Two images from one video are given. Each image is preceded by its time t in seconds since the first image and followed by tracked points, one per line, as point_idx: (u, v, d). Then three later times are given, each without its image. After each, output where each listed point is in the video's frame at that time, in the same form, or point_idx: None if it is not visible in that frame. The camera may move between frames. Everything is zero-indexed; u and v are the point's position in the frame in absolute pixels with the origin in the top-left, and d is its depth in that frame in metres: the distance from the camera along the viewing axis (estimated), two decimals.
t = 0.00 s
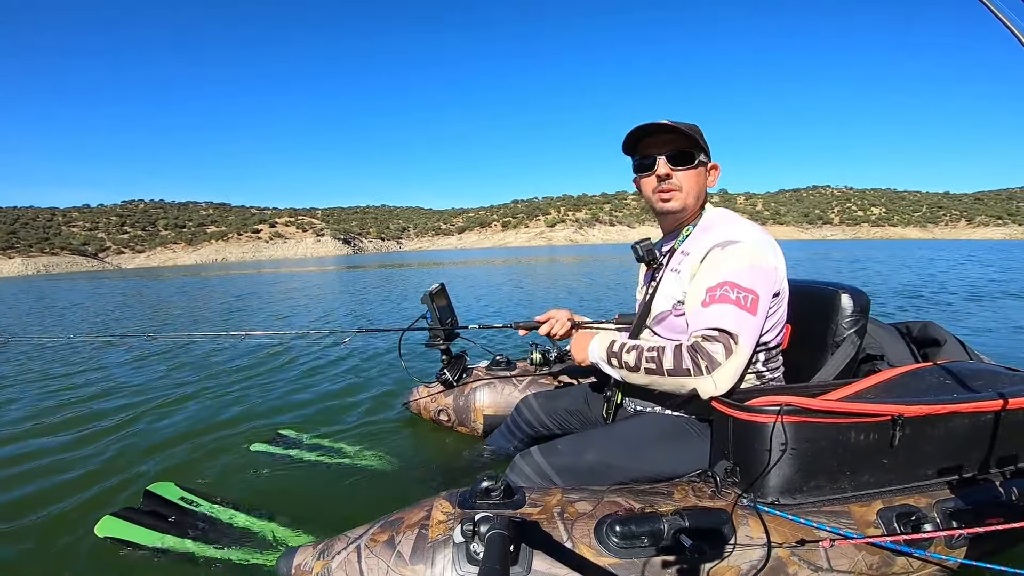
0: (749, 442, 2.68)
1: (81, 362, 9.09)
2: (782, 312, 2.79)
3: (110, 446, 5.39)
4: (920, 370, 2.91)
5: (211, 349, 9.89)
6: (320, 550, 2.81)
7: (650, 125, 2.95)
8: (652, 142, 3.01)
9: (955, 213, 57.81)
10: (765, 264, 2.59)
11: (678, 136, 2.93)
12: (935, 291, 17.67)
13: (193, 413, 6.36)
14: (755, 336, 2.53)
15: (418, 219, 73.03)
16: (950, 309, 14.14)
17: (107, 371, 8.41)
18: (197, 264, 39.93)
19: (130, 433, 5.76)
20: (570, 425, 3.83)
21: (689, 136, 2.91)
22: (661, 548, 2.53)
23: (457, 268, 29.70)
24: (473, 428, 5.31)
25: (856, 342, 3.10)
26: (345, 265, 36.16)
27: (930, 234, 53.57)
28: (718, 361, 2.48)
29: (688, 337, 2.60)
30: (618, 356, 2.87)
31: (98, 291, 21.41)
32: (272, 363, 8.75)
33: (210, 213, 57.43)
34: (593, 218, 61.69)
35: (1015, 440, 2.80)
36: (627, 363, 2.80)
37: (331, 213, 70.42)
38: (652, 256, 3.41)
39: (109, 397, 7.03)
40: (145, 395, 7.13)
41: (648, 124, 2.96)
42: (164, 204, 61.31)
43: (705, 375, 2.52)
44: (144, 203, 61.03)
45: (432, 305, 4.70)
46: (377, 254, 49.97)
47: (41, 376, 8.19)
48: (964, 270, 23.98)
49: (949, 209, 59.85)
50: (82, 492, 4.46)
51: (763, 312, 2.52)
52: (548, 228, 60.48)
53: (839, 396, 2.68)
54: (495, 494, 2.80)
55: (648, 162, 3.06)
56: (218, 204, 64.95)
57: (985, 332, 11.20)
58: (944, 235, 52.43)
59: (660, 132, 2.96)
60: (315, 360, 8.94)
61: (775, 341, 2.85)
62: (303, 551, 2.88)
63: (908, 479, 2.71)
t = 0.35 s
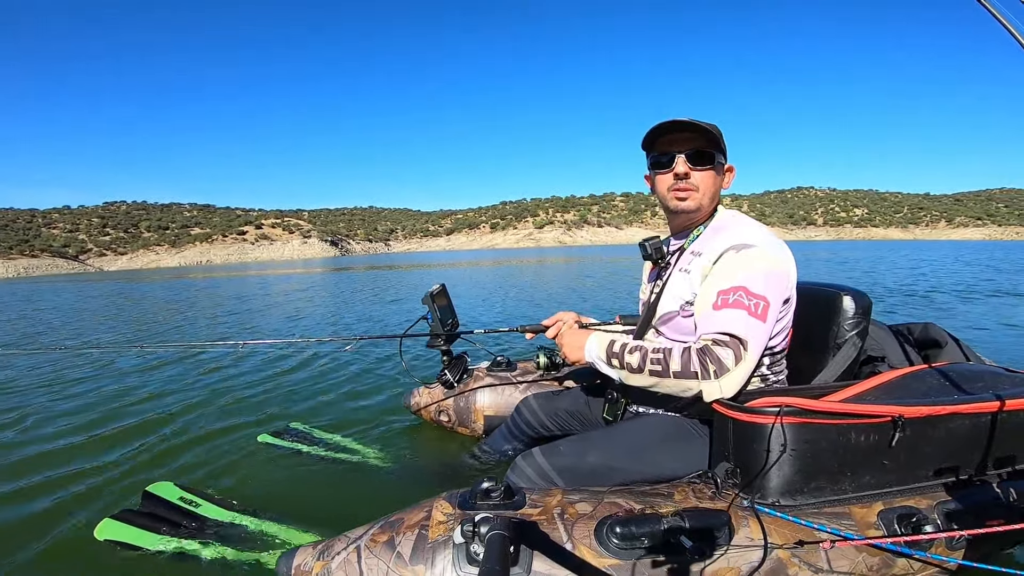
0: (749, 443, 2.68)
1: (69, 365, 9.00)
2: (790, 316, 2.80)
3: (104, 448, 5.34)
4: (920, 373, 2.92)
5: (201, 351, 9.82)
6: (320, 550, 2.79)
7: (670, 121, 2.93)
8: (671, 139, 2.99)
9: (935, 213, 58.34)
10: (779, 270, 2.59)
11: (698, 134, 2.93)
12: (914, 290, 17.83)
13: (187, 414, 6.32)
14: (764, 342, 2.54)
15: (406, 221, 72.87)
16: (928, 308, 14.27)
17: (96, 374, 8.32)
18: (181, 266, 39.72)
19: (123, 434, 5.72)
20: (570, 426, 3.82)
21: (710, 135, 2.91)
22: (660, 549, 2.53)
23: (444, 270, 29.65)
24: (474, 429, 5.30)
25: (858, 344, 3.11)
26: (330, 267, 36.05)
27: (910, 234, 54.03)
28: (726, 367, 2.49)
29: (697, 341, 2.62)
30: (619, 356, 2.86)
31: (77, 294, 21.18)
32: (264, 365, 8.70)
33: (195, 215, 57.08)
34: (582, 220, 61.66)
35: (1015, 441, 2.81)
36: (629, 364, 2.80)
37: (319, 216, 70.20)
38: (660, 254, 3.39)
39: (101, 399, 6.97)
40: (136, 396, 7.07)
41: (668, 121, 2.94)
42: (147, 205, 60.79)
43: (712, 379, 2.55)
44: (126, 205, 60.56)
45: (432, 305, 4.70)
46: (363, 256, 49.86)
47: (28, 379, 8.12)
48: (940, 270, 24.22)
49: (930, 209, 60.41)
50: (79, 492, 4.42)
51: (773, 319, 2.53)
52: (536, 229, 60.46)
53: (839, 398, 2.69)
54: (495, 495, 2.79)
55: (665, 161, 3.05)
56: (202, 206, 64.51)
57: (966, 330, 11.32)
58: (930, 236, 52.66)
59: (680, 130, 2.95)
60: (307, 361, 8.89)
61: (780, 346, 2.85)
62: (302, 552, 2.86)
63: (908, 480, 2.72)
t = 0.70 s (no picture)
0: (745, 442, 2.69)
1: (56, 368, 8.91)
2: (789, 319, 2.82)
3: (95, 449, 5.30)
4: (914, 372, 2.94)
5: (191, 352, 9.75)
6: (316, 549, 2.79)
7: (672, 124, 2.92)
8: (673, 141, 3.00)
9: (918, 214, 58.85)
10: (780, 274, 2.60)
11: (700, 137, 2.93)
12: (896, 289, 17.99)
13: (179, 415, 6.28)
14: (762, 345, 2.55)
15: (396, 224, 72.81)
16: (910, 307, 14.40)
17: (85, 377, 8.26)
18: (166, 270, 39.54)
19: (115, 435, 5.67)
20: (567, 425, 3.83)
21: (712, 138, 2.91)
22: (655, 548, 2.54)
23: (431, 273, 29.65)
24: (471, 427, 5.29)
25: (855, 344, 3.13)
26: (317, 270, 35.97)
27: (893, 236, 54.51)
28: (722, 368, 2.51)
29: (695, 341, 2.63)
30: (615, 357, 2.87)
31: (58, 298, 21.04)
32: (255, 366, 8.65)
33: (182, 218, 56.76)
34: (571, 222, 61.86)
35: (1007, 440, 2.84)
36: (626, 365, 2.81)
37: (308, 218, 69.95)
38: (661, 254, 3.42)
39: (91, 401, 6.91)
40: (127, 398, 7.02)
41: (670, 123, 2.93)
42: (133, 208, 60.34)
43: (708, 380, 2.56)
44: (111, 208, 60.15)
45: (429, 303, 4.70)
46: (351, 259, 49.80)
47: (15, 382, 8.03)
48: (919, 269, 24.46)
49: (915, 210, 60.89)
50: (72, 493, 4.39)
51: (772, 322, 2.54)
52: (526, 232, 60.49)
53: (834, 397, 2.70)
54: (491, 493, 2.79)
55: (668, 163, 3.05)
56: (189, 208, 64.05)
57: (949, 329, 11.44)
58: (912, 238, 53.21)
59: (682, 133, 2.95)
60: (300, 362, 8.86)
61: (779, 348, 2.87)
62: (298, 550, 2.85)
63: (902, 479, 2.74)
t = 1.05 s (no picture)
0: (740, 442, 2.70)
1: (43, 372, 8.80)
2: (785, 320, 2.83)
3: (86, 453, 5.23)
4: (907, 371, 2.97)
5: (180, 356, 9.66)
6: (313, 550, 2.77)
7: (665, 127, 2.92)
8: (667, 144, 3.00)
9: (902, 215, 59.50)
10: (774, 274, 2.61)
11: (693, 140, 2.94)
12: (881, 288, 18.17)
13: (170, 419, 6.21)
14: (757, 345, 2.56)
15: (385, 226, 72.60)
16: (894, 306, 14.55)
17: (72, 380, 8.17)
18: (151, 273, 39.15)
19: (107, 438, 5.61)
20: (564, 426, 3.83)
21: (705, 140, 2.92)
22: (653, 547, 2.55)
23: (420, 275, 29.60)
24: (467, 428, 5.27)
25: (849, 343, 3.15)
26: (304, 272, 35.79)
27: (878, 237, 55.13)
28: (717, 369, 2.52)
29: (690, 342, 2.64)
30: (611, 357, 2.88)
31: (40, 302, 20.79)
32: (247, 368, 8.59)
33: (167, 220, 56.21)
34: (561, 224, 61.98)
35: (1000, 439, 2.87)
36: (622, 365, 2.82)
37: (296, 220, 69.58)
38: (658, 255, 3.39)
39: (80, 406, 6.83)
40: (118, 402, 6.95)
41: (663, 127, 2.92)
42: (117, 210, 59.68)
43: (703, 381, 2.57)
44: (95, 210, 59.46)
45: (425, 304, 4.69)
46: (340, 261, 49.62)
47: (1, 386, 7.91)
48: (902, 269, 24.74)
49: (897, 211, 61.49)
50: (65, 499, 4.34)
51: (766, 322, 2.56)
52: (516, 233, 60.52)
53: (828, 396, 2.71)
54: (488, 494, 2.78)
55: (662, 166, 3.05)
56: (173, 210, 63.37)
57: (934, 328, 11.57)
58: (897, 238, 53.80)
59: (676, 136, 2.95)
60: (292, 364, 8.80)
61: (775, 348, 2.89)
62: (295, 552, 2.83)
63: (896, 477, 2.76)
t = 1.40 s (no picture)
0: (737, 443, 2.70)
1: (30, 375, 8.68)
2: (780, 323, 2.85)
3: (76, 458, 5.16)
4: (902, 373, 2.98)
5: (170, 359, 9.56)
6: (310, 554, 2.74)
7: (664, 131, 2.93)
8: (663, 147, 3.01)
9: (889, 215, 60.10)
10: (773, 277, 2.62)
11: (692, 145, 2.95)
12: (867, 289, 18.35)
13: (161, 423, 6.14)
14: (753, 348, 2.56)
15: (376, 227, 72.37)
16: (881, 307, 14.70)
17: (60, 384, 8.06)
18: (137, 274, 38.80)
19: (98, 443, 5.54)
20: (560, 429, 3.82)
21: (702, 144, 2.93)
22: (651, 549, 2.55)
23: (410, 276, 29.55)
24: (464, 432, 5.25)
25: (844, 345, 3.16)
26: (293, 273, 35.62)
27: (865, 238, 55.67)
28: (714, 370, 2.52)
29: (687, 344, 2.64)
30: (607, 360, 2.87)
31: (23, 304, 20.52)
32: (239, 372, 8.52)
33: (154, 221, 55.74)
34: (552, 225, 62.12)
35: (994, 439, 2.89)
36: (618, 367, 2.81)
37: (286, 221, 69.20)
38: (655, 258, 3.47)
39: (69, 410, 6.74)
40: (108, 406, 6.87)
41: (662, 130, 2.93)
42: (102, 211, 59.05)
43: (699, 383, 2.57)
44: (80, 211, 58.78)
45: (421, 308, 4.67)
46: (329, 262, 49.42)
47: None
48: (887, 269, 25.01)
49: (885, 212, 62.10)
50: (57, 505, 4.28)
51: (763, 325, 2.56)
52: (507, 234, 60.54)
53: (822, 396, 2.72)
54: (485, 497, 2.76)
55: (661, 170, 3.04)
56: (161, 211, 62.84)
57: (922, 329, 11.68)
58: (884, 238, 54.35)
59: (673, 139, 2.96)
60: (285, 368, 8.74)
61: (770, 350, 2.90)
62: (292, 556, 2.80)
63: (892, 477, 2.77)
